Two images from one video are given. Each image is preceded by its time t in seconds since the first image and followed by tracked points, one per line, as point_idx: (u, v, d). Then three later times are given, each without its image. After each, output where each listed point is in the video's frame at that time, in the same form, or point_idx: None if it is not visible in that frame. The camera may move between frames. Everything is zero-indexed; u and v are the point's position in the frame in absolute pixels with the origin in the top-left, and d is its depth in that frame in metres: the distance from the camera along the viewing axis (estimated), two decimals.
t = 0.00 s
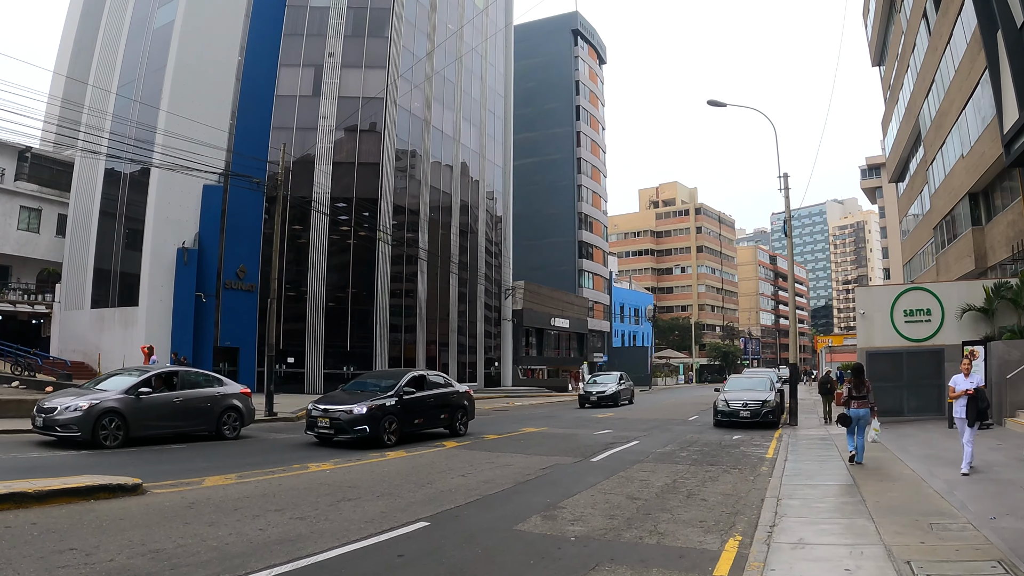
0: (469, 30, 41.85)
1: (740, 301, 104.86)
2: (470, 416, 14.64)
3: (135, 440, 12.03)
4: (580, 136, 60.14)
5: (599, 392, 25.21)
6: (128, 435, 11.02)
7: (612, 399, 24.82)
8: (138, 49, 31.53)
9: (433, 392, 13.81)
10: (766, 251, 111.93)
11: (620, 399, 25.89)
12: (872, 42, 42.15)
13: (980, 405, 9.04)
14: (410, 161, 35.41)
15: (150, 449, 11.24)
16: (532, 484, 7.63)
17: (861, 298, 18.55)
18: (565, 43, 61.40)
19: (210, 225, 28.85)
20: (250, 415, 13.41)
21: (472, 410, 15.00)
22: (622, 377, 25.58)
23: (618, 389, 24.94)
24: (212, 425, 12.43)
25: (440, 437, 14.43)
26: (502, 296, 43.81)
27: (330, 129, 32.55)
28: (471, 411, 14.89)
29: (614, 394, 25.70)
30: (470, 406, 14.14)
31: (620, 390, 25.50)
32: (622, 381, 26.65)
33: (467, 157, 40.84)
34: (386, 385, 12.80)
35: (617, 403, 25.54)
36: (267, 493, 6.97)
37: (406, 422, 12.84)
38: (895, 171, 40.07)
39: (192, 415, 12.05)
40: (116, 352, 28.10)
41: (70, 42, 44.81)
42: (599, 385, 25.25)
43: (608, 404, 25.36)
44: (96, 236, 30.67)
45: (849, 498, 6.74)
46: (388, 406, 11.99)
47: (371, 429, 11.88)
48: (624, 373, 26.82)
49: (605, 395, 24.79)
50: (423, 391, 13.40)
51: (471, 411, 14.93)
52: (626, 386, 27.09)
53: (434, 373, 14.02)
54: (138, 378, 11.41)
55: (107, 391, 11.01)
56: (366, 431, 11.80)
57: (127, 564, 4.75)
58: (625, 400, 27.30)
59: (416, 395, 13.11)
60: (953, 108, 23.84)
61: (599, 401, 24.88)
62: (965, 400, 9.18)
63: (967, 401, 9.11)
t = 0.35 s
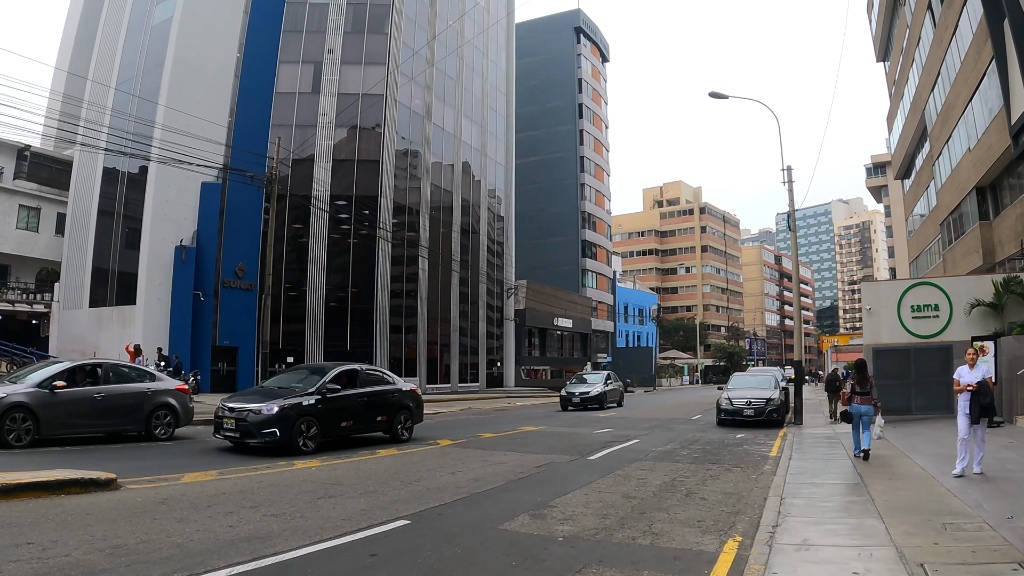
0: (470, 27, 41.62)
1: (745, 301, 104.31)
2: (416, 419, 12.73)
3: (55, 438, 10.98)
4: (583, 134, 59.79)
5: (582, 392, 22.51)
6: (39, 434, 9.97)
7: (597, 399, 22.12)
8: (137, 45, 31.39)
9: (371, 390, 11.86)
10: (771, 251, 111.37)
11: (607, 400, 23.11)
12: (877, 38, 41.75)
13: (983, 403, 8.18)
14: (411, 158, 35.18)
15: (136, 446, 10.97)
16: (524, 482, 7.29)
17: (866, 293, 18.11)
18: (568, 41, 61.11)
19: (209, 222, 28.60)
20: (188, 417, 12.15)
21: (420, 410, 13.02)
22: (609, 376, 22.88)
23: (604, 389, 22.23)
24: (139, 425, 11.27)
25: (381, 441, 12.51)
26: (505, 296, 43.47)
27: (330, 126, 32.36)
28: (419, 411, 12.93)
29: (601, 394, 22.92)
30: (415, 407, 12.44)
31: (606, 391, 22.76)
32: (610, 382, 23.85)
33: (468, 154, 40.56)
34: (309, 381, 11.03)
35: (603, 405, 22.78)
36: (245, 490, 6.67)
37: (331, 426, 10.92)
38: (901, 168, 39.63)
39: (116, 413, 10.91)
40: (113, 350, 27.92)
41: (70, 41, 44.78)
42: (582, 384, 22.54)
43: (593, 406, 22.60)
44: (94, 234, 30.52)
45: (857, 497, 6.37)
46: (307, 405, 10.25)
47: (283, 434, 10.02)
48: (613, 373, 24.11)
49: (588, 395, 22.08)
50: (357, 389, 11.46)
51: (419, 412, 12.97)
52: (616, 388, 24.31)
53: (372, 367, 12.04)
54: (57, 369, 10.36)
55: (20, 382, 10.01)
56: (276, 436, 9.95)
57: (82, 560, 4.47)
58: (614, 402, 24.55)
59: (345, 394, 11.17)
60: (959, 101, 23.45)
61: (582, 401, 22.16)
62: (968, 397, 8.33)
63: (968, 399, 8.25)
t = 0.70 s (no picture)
0: (470, 24, 41.27)
1: (749, 301, 103.77)
2: (338, 425, 10.73)
3: None
4: (585, 133, 59.37)
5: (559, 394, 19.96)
6: None
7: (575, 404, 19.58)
8: (134, 42, 31.15)
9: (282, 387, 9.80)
10: (776, 251, 110.80)
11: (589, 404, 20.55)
12: (881, 33, 41.27)
13: (994, 401, 7.43)
14: (410, 156, 34.80)
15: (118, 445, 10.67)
16: (515, 483, 6.93)
17: (873, 288, 17.63)
18: (570, 40, 60.73)
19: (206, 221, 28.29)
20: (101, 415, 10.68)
21: (347, 412, 10.95)
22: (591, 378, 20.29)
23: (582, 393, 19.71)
24: (38, 424, 9.90)
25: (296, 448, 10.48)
26: (506, 295, 43.03)
27: (328, 124, 32.08)
28: (345, 414, 10.86)
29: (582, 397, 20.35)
30: (334, 410, 10.46)
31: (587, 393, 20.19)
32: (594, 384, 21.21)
33: (469, 152, 40.19)
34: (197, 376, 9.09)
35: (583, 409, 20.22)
36: (218, 493, 6.33)
37: (223, 430, 8.88)
38: (906, 165, 39.01)
39: (9, 411, 9.61)
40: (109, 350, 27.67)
41: (69, 38, 44.58)
42: (559, 385, 19.95)
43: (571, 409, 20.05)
44: (91, 233, 30.30)
45: (869, 499, 5.95)
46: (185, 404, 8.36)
47: (153, 440, 8.06)
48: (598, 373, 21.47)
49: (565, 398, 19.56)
50: (260, 386, 9.40)
51: (345, 414, 10.89)
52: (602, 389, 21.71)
53: (282, 359, 9.94)
54: None
55: None
56: (145, 441, 7.99)
57: (24, 563, 4.14)
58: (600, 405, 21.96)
59: (244, 391, 9.14)
60: (966, 93, 22.98)
61: (558, 405, 19.61)
62: (977, 393, 7.57)
63: (979, 397, 7.47)
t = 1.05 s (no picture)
0: (470, 21, 40.90)
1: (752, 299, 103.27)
2: (230, 430, 9.43)
3: None
4: (587, 131, 58.97)
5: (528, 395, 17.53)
6: None
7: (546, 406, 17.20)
8: (129, 39, 30.86)
9: (149, 384, 8.58)
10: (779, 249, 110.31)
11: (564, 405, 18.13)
12: (884, 28, 40.82)
13: (1015, 406, 6.65)
14: (409, 152, 34.38)
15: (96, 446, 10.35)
16: (500, 487, 6.60)
17: (878, 285, 17.19)
18: (572, 37, 60.31)
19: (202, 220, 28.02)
20: None
21: (239, 416, 9.57)
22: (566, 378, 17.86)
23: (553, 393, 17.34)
24: None
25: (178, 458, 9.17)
26: (508, 294, 42.61)
27: (325, 121, 31.69)
28: (236, 417, 9.47)
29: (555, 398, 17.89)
30: (220, 413, 9.18)
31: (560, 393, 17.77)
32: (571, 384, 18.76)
33: (468, 149, 39.84)
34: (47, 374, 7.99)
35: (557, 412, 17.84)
36: (184, 502, 6.01)
37: (65, 436, 7.69)
38: (910, 160, 38.49)
39: None
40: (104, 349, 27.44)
41: (67, 35, 44.33)
42: (530, 385, 17.57)
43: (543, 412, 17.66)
44: (86, 231, 30.02)
45: (876, 507, 5.55)
46: (15, 403, 7.23)
47: None
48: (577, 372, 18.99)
49: (533, 399, 17.15)
50: (118, 384, 8.23)
51: (237, 418, 9.51)
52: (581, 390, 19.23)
53: (151, 353, 8.77)
54: None
55: None
56: None
57: None
58: (580, 406, 19.55)
59: (93, 389, 7.97)
60: (971, 86, 22.58)
61: (526, 408, 17.22)
62: (996, 396, 6.72)
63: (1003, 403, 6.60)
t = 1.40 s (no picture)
0: (468, 16, 40.49)
1: (755, 297, 102.79)
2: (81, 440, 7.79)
3: None
4: (587, 127, 58.49)
5: (489, 397, 15.53)
6: None
7: (508, 410, 15.19)
8: (124, 36, 30.52)
9: None
10: (782, 246, 109.79)
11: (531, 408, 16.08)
12: (886, 23, 40.34)
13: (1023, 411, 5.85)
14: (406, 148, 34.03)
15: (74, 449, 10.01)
16: (481, 495, 6.25)
17: (882, 281, 16.73)
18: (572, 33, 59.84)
19: (195, 216, 27.72)
20: None
21: (92, 423, 7.86)
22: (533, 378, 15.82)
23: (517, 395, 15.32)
24: None
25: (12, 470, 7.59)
26: (507, 291, 42.28)
27: (321, 117, 31.23)
28: (86, 424, 7.78)
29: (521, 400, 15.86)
30: (64, 420, 7.57)
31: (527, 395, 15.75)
32: (541, 384, 16.69)
33: (467, 146, 39.43)
34: None
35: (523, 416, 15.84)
36: (146, 513, 5.66)
37: None
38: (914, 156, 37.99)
39: None
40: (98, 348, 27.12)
41: (65, 35, 44.08)
42: (491, 387, 15.55)
43: (507, 416, 15.63)
44: (80, 229, 29.73)
45: (880, 519, 5.18)
46: None
47: None
48: (547, 371, 16.93)
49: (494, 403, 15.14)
50: None
51: (87, 425, 7.81)
52: (553, 390, 17.17)
53: None
54: None
55: None
56: None
57: None
58: (554, 408, 17.47)
59: None
60: (976, 79, 22.13)
61: (487, 411, 15.21)
62: (1002, 401, 5.87)
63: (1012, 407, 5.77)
